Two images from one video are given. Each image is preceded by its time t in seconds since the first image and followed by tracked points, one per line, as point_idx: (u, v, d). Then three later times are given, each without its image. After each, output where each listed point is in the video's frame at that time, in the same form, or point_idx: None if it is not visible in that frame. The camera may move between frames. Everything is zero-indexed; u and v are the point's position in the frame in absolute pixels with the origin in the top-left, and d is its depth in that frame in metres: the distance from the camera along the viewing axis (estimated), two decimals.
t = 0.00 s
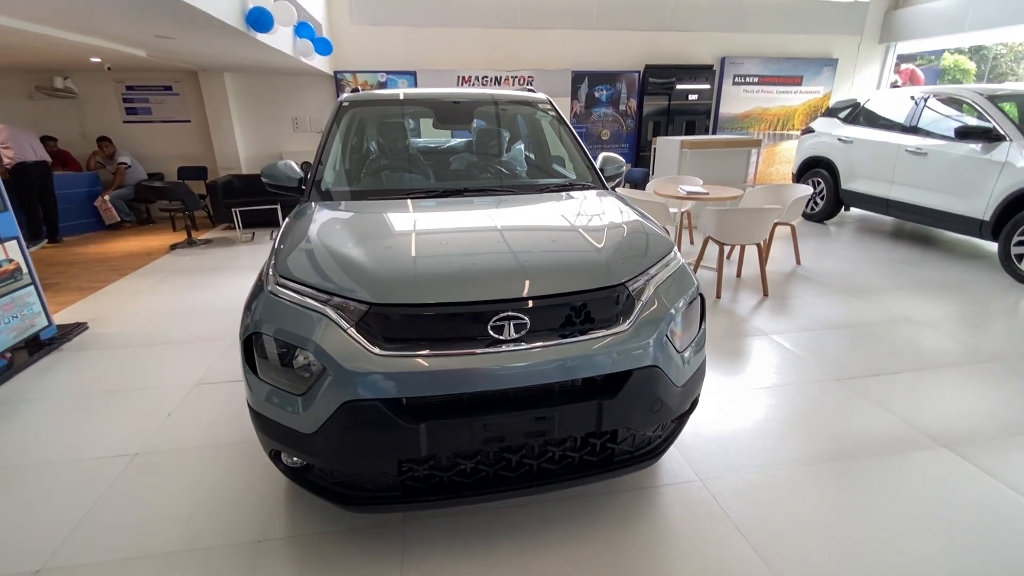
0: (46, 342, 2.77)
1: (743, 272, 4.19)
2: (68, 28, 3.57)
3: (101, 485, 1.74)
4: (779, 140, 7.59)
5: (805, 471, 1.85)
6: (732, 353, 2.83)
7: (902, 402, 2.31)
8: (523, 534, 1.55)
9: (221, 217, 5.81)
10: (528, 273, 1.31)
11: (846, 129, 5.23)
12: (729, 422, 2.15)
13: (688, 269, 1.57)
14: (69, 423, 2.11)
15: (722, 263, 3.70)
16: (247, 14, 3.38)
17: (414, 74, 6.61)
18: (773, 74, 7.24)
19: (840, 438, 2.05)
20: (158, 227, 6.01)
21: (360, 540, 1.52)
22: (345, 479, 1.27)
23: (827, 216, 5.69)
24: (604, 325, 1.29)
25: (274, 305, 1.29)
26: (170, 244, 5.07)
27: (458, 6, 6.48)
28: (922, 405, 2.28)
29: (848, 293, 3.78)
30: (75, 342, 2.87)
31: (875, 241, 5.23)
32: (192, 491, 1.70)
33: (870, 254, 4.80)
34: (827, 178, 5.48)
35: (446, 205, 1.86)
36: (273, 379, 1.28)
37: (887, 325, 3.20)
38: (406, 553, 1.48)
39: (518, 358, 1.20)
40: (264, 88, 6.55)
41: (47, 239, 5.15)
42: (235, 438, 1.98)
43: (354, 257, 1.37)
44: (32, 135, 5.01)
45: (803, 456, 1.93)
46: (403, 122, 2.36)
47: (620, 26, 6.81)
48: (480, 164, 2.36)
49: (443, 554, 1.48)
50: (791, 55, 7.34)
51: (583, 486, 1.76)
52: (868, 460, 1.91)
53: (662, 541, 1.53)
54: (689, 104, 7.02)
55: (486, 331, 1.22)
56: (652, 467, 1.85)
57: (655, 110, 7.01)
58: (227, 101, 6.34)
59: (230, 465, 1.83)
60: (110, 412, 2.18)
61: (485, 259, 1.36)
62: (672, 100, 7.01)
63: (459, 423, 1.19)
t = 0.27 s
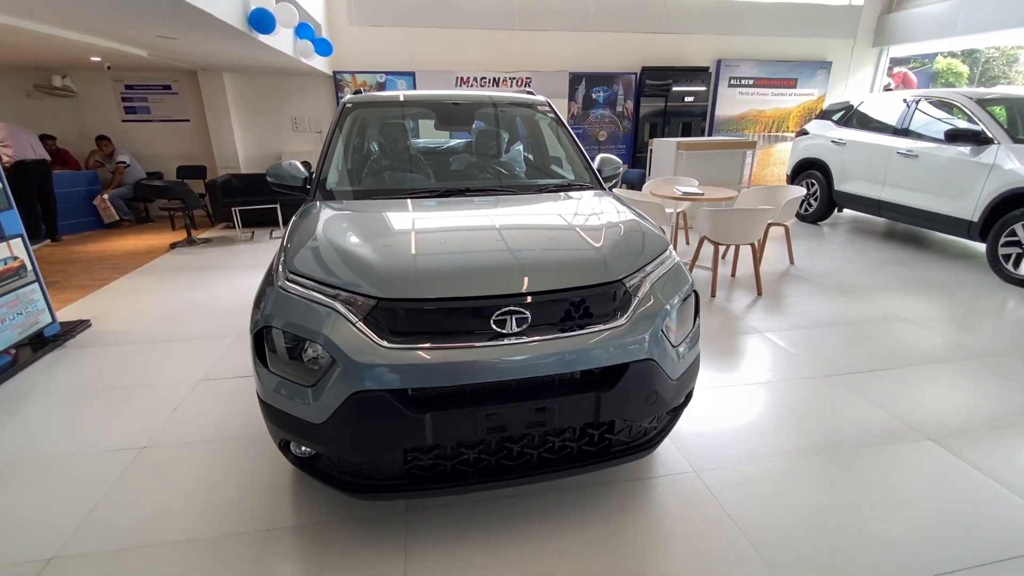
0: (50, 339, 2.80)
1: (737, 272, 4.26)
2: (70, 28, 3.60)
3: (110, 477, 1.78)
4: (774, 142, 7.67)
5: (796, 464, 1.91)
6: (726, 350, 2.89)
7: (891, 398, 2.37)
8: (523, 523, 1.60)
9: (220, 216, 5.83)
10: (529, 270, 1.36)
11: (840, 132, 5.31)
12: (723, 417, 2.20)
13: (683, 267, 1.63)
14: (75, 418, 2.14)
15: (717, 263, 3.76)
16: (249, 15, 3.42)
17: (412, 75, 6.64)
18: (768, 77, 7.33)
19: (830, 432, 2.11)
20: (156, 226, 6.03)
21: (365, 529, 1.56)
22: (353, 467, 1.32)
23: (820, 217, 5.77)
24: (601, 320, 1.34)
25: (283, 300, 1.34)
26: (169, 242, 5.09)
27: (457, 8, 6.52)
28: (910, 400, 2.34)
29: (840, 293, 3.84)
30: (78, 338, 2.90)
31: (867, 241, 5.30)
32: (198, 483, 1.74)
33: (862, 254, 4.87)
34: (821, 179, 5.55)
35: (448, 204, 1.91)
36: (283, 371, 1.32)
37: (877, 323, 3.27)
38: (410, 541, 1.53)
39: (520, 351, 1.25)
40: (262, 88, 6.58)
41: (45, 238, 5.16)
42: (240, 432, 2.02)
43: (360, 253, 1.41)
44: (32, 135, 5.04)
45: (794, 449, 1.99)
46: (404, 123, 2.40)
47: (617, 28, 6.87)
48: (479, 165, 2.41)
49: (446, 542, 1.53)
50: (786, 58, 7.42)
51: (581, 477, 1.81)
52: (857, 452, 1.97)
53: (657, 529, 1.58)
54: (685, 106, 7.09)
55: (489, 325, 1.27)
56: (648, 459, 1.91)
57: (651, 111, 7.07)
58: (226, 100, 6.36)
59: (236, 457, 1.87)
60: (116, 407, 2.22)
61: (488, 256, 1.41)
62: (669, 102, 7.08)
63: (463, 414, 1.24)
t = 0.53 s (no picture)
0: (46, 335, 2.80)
1: (729, 271, 4.31)
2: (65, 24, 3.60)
3: (109, 471, 1.80)
4: (766, 143, 7.75)
5: (784, 456, 1.95)
6: (718, 347, 2.94)
7: (876, 393, 2.43)
8: (518, 514, 1.64)
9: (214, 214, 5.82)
10: (525, 266, 1.40)
11: (830, 133, 5.38)
12: (714, 412, 2.24)
13: (674, 264, 1.67)
14: (73, 413, 2.15)
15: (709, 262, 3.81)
16: (245, 14, 3.44)
17: (408, 73, 6.62)
18: (759, 78, 7.41)
19: (817, 426, 2.16)
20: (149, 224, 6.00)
21: (362, 520, 1.59)
22: (352, 459, 1.35)
23: (811, 217, 5.84)
24: (595, 314, 1.38)
25: (283, 295, 1.36)
26: (163, 240, 5.08)
27: (452, 7, 6.54)
28: (895, 396, 2.40)
29: (829, 291, 3.91)
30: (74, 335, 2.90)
31: (857, 241, 5.38)
32: (196, 477, 1.76)
33: (851, 254, 4.95)
34: (811, 180, 5.62)
35: (445, 202, 1.94)
36: (283, 365, 1.35)
37: (866, 321, 3.33)
38: (407, 532, 1.56)
39: (515, 345, 1.28)
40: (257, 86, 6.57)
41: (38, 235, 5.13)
42: (238, 427, 2.04)
43: (359, 250, 1.44)
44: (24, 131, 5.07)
45: (782, 443, 2.04)
46: (400, 122, 2.43)
47: (611, 28, 6.92)
48: (474, 163, 2.44)
49: (443, 533, 1.56)
50: (778, 59, 7.51)
51: (575, 469, 1.85)
52: (843, 445, 2.02)
53: (649, 519, 1.62)
54: (678, 107, 7.15)
55: (485, 320, 1.30)
56: (640, 453, 1.95)
57: (645, 111, 7.13)
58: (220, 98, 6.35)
59: (234, 451, 1.89)
60: (114, 403, 2.23)
61: (483, 253, 1.44)
62: (662, 102, 7.14)
63: (460, 406, 1.27)
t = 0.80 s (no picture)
0: (42, 334, 2.80)
1: (724, 272, 4.33)
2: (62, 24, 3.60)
3: (105, 470, 1.80)
4: (762, 144, 7.78)
5: (777, 456, 1.97)
6: (712, 348, 2.95)
7: (869, 393, 2.45)
8: (512, 513, 1.65)
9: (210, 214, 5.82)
10: (519, 266, 1.41)
11: (825, 134, 5.41)
12: (709, 412, 2.26)
13: (668, 264, 1.68)
14: (69, 412, 2.15)
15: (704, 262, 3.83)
16: (242, 14, 3.44)
17: (405, 74, 6.62)
18: (756, 79, 7.44)
19: (810, 425, 2.17)
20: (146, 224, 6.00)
21: (358, 519, 1.60)
22: (347, 458, 1.36)
23: (806, 218, 5.87)
24: (589, 314, 1.39)
25: (279, 294, 1.37)
26: (160, 240, 5.08)
27: (449, 8, 6.55)
28: (888, 396, 2.42)
29: (824, 292, 3.93)
30: (70, 335, 2.90)
31: (852, 242, 5.41)
32: (193, 476, 1.76)
33: (846, 255, 4.97)
34: (807, 181, 5.65)
35: (441, 202, 1.95)
36: (279, 364, 1.35)
37: (859, 322, 3.35)
38: (403, 531, 1.57)
39: (509, 344, 1.29)
40: (254, 86, 6.57)
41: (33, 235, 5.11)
42: (234, 426, 2.04)
43: (355, 250, 1.45)
44: (23, 130, 5.18)
45: (776, 442, 2.05)
46: (396, 122, 2.44)
47: (608, 30, 6.94)
48: (471, 164, 2.45)
49: (437, 532, 1.57)
50: (774, 61, 7.54)
51: (570, 469, 1.86)
52: (835, 445, 2.04)
53: (643, 518, 1.64)
54: (675, 108, 7.18)
55: (480, 319, 1.31)
56: (635, 452, 1.96)
57: (641, 113, 7.15)
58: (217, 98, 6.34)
59: (230, 450, 1.90)
60: (109, 402, 2.23)
61: (478, 253, 1.45)
62: (658, 104, 7.16)
63: (455, 405, 1.28)
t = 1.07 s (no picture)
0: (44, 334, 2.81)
1: (726, 272, 4.32)
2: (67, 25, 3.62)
3: (107, 469, 1.80)
4: (764, 145, 7.76)
5: (779, 457, 1.96)
6: (714, 348, 2.94)
7: (872, 394, 2.43)
8: (512, 514, 1.65)
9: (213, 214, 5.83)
10: (519, 266, 1.40)
11: (828, 135, 5.40)
12: (711, 413, 2.25)
13: (669, 265, 1.67)
14: (71, 412, 2.16)
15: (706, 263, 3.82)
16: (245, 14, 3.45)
17: (407, 74, 6.63)
18: (758, 80, 7.43)
19: (813, 427, 2.16)
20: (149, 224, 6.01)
21: (359, 519, 1.60)
22: (347, 458, 1.36)
23: (809, 219, 5.85)
24: (589, 315, 1.39)
25: (279, 294, 1.37)
26: (162, 240, 5.09)
27: (451, 8, 6.56)
28: (891, 397, 2.41)
29: (827, 293, 3.91)
30: (73, 335, 2.91)
31: (855, 243, 5.39)
32: (194, 475, 1.77)
33: (849, 256, 4.96)
34: (809, 182, 5.63)
35: (442, 203, 1.95)
36: (278, 364, 1.35)
37: (862, 322, 3.34)
38: (403, 531, 1.57)
39: (510, 345, 1.29)
40: (257, 87, 6.58)
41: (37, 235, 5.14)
42: (235, 426, 2.04)
43: (355, 250, 1.45)
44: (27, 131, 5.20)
45: (778, 443, 2.04)
46: (398, 122, 2.44)
47: (610, 31, 6.94)
48: (473, 164, 2.44)
49: (438, 532, 1.57)
50: (776, 62, 7.52)
51: (571, 470, 1.85)
52: (838, 446, 2.03)
53: (644, 519, 1.63)
54: (677, 109, 7.17)
55: (480, 320, 1.31)
56: (636, 453, 1.95)
57: (644, 113, 7.14)
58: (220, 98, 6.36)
59: (231, 450, 1.90)
60: (111, 402, 2.24)
61: (479, 254, 1.45)
62: (661, 104, 7.15)
63: (455, 405, 1.28)
